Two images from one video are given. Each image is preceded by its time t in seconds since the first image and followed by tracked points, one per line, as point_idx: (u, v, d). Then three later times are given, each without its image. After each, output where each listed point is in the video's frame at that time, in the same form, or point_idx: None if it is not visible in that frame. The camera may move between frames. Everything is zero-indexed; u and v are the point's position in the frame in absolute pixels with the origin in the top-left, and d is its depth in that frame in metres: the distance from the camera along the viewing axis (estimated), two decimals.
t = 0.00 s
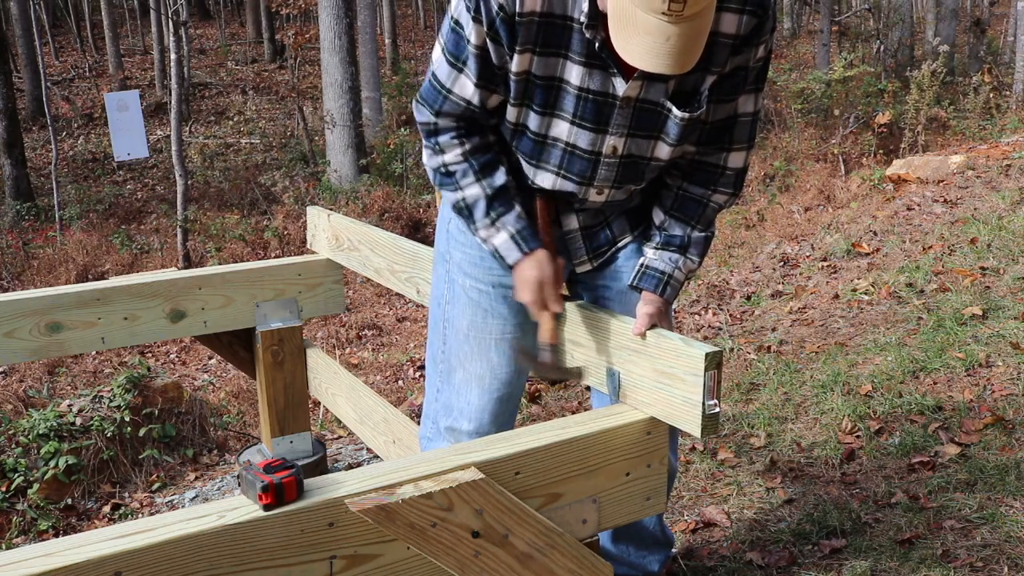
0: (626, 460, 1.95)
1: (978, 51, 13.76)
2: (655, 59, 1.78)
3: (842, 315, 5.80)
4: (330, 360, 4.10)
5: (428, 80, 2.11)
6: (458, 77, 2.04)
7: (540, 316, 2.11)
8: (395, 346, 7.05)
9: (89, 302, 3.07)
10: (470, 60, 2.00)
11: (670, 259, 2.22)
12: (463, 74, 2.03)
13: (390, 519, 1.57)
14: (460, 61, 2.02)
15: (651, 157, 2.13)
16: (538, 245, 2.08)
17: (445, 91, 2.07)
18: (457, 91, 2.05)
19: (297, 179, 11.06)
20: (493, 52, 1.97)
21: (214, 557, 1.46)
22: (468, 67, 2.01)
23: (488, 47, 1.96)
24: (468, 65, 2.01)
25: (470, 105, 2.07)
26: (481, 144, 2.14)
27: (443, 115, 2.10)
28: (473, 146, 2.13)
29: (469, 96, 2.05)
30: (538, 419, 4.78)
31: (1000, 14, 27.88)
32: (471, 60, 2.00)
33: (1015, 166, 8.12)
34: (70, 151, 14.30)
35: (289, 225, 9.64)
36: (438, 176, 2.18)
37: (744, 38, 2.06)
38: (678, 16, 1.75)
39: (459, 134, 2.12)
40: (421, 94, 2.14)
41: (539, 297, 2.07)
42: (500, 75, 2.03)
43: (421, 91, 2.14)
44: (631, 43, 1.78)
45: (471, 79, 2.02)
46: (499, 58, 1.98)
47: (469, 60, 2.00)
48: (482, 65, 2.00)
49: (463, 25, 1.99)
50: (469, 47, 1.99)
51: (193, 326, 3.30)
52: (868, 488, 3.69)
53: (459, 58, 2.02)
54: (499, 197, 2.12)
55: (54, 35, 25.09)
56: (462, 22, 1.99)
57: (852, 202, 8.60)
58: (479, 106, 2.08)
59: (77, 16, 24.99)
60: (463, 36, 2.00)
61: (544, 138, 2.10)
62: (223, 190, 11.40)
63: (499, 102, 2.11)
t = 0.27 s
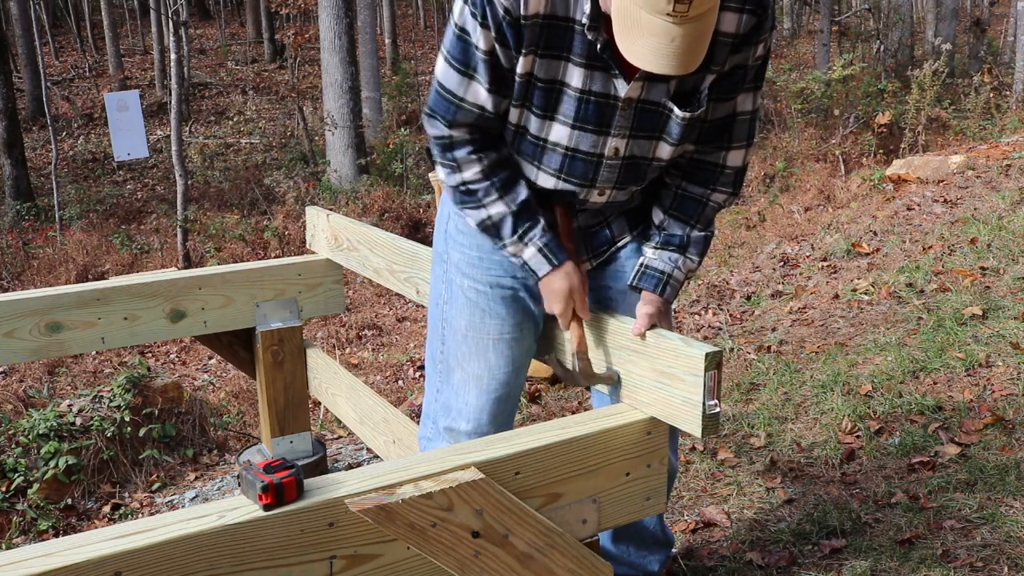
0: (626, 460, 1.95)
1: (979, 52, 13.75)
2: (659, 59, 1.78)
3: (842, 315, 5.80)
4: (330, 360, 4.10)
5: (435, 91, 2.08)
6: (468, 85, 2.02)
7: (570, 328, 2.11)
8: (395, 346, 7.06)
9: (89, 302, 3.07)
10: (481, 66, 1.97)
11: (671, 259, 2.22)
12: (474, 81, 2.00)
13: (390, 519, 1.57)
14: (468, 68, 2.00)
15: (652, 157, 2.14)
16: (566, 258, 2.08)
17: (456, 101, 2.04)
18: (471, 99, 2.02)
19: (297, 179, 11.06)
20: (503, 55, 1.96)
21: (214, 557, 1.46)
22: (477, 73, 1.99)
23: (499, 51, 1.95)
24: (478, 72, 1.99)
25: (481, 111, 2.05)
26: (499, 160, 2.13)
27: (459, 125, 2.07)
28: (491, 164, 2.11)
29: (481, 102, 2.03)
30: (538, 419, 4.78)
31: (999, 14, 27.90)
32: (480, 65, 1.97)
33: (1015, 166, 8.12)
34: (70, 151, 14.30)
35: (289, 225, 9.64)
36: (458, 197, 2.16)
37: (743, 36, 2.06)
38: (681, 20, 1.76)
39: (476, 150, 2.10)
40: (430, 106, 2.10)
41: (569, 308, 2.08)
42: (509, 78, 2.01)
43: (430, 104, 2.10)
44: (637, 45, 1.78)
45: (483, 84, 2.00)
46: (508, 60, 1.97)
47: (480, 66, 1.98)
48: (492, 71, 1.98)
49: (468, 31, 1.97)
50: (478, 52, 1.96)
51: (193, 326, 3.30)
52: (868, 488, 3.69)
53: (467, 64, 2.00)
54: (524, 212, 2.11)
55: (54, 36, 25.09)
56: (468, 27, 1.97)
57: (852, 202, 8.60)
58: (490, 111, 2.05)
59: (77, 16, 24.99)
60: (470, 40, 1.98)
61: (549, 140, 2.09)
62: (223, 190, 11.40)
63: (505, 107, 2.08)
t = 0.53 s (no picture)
0: (626, 460, 1.95)
1: (979, 52, 13.75)
2: (662, 54, 1.78)
3: (842, 315, 5.80)
4: (330, 360, 4.11)
5: (432, 83, 2.11)
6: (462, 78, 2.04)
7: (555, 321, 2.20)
8: (395, 346, 7.06)
9: (89, 302, 3.07)
10: (476, 59, 2.00)
11: (672, 259, 2.22)
12: (468, 74, 2.03)
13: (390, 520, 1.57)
14: (463, 61, 2.03)
15: (652, 155, 2.14)
16: (547, 250, 2.10)
17: (449, 92, 2.07)
18: (462, 91, 2.05)
19: (297, 179, 11.06)
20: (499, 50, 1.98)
21: (214, 557, 1.46)
22: (473, 66, 2.01)
23: (494, 45, 1.97)
24: (472, 65, 2.01)
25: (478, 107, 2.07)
26: (487, 150, 2.13)
27: (450, 116, 2.10)
28: (481, 152, 2.12)
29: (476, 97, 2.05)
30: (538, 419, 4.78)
31: (999, 14, 27.92)
32: (477, 59, 2.00)
33: (1015, 166, 8.12)
34: (70, 151, 14.30)
35: (289, 225, 9.65)
36: (447, 181, 2.18)
37: (745, 35, 2.06)
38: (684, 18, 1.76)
39: (465, 139, 2.12)
40: (425, 97, 2.14)
41: (552, 301, 2.11)
42: (506, 73, 2.03)
43: (426, 94, 2.13)
44: (640, 42, 1.78)
45: (477, 78, 2.02)
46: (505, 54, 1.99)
47: (475, 60, 2.00)
48: (486, 64, 2.00)
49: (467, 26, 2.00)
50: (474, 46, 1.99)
51: (193, 326, 3.30)
52: (868, 488, 3.69)
53: (462, 57, 2.03)
54: (508, 202, 2.12)
55: (54, 36, 25.09)
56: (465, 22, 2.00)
57: (852, 203, 8.61)
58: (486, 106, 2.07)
59: (77, 16, 24.99)
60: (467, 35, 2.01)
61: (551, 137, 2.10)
62: (223, 190, 11.40)
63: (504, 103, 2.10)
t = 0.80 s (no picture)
0: (626, 460, 1.95)
1: (979, 52, 13.75)
2: (680, 44, 1.76)
3: (842, 315, 5.80)
4: (330, 360, 4.11)
5: (427, 71, 2.13)
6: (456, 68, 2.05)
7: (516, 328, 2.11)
8: (395, 346, 7.06)
9: (89, 302, 3.06)
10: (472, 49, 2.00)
11: (675, 259, 2.22)
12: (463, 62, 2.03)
13: (390, 520, 1.57)
14: (460, 52, 2.04)
15: (654, 152, 2.15)
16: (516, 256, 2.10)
17: (442, 79, 2.08)
18: (455, 80, 2.05)
19: (298, 179, 11.06)
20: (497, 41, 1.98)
21: (214, 557, 1.46)
22: (468, 55, 2.02)
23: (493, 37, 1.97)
24: (468, 54, 2.01)
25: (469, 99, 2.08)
26: (472, 144, 2.15)
27: (440, 104, 2.10)
28: (465, 147, 2.13)
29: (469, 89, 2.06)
30: (538, 419, 4.78)
31: (999, 14, 27.97)
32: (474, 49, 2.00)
33: (1015, 166, 8.12)
34: (70, 151, 14.30)
35: (289, 225, 9.65)
36: (427, 172, 2.20)
37: (749, 32, 2.07)
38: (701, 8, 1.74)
39: (452, 130, 2.13)
40: (419, 83, 2.15)
41: (517, 305, 2.08)
42: (504, 67, 2.03)
43: (418, 81, 2.14)
44: (659, 33, 1.77)
45: (471, 69, 2.02)
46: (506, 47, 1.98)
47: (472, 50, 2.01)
48: (483, 55, 2.00)
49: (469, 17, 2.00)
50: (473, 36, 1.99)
51: (193, 326, 3.30)
52: (868, 488, 3.69)
53: (460, 48, 2.04)
54: (484, 200, 2.13)
55: (54, 35, 25.09)
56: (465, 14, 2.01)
57: (852, 202, 8.61)
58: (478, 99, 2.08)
59: (77, 16, 24.97)
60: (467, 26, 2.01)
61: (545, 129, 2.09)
62: (223, 190, 11.41)
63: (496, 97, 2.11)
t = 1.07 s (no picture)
0: (626, 461, 1.95)
1: (979, 52, 13.75)
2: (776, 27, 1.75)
3: (842, 315, 5.80)
4: (331, 360, 4.11)
5: (449, 28, 1.93)
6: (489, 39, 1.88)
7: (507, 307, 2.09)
8: (395, 346, 7.06)
9: (90, 302, 3.06)
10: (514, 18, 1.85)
11: (667, 248, 2.31)
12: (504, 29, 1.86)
13: (390, 520, 1.57)
14: (499, 19, 1.86)
15: (672, 146, 2.20)
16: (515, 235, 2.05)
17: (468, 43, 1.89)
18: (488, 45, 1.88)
19: (298, 179, 11.06)
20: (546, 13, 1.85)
21: (214, 557, 1.46)
22: (508, 26, 1.86)
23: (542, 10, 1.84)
24: (508, 23, 1.85)
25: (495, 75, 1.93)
26: (483, 116, 2.01)
27: (460, 71, 1.92)
28: (476, 117, 1.99)
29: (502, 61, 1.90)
30: (538, 419, 4.78)
31: (999, 14, 27.99)
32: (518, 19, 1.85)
33: (1015, 166, 8.13)
34: (70, 151, 14.30)
35: (289, 225, 9.66)
36: (428, 137, 2.04)
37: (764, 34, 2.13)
38: None
39: (465, 99, 1.96)
40: (436, 40, 1.94)
41: (511, 283, 2.04)
42: (544, 44, 1.90)
43: (438, 40, 1.94)
44: (762, 17, 1.73)
45: (509, 39, 1.86)
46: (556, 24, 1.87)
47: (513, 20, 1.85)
48: (526, 28, 1.85)
49: None
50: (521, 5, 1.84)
51: (193, 326, 3.30)
52: (868, 488, 3.69)
53: (499, 14, 1.86)
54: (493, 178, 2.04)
55: (54, 35, 25.10)
56: None
57: (852, 202, 8.60)
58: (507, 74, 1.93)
59: (77, 16, 24.98)
60: None
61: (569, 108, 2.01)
62: (223, 190, 11.41)
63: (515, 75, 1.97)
